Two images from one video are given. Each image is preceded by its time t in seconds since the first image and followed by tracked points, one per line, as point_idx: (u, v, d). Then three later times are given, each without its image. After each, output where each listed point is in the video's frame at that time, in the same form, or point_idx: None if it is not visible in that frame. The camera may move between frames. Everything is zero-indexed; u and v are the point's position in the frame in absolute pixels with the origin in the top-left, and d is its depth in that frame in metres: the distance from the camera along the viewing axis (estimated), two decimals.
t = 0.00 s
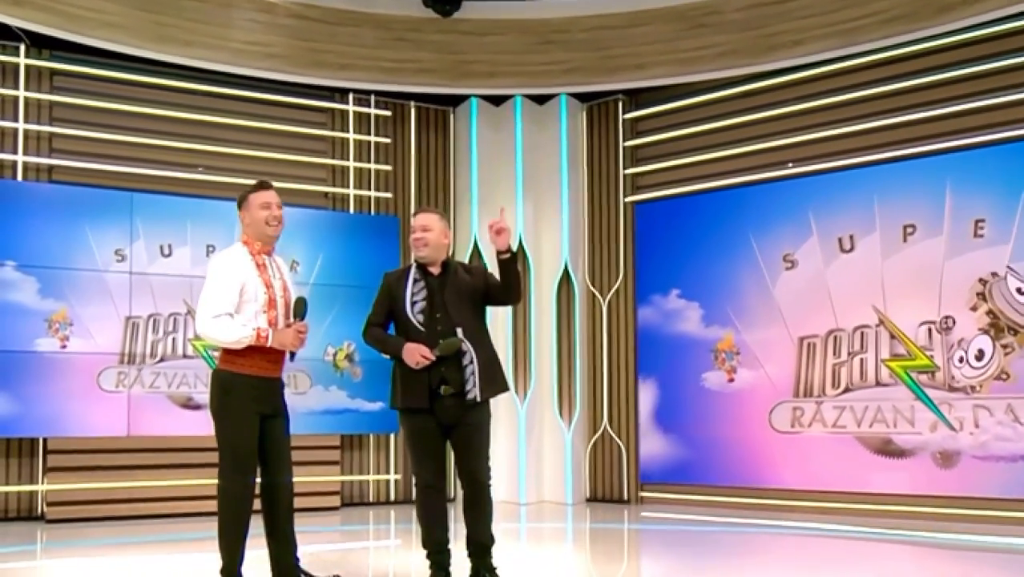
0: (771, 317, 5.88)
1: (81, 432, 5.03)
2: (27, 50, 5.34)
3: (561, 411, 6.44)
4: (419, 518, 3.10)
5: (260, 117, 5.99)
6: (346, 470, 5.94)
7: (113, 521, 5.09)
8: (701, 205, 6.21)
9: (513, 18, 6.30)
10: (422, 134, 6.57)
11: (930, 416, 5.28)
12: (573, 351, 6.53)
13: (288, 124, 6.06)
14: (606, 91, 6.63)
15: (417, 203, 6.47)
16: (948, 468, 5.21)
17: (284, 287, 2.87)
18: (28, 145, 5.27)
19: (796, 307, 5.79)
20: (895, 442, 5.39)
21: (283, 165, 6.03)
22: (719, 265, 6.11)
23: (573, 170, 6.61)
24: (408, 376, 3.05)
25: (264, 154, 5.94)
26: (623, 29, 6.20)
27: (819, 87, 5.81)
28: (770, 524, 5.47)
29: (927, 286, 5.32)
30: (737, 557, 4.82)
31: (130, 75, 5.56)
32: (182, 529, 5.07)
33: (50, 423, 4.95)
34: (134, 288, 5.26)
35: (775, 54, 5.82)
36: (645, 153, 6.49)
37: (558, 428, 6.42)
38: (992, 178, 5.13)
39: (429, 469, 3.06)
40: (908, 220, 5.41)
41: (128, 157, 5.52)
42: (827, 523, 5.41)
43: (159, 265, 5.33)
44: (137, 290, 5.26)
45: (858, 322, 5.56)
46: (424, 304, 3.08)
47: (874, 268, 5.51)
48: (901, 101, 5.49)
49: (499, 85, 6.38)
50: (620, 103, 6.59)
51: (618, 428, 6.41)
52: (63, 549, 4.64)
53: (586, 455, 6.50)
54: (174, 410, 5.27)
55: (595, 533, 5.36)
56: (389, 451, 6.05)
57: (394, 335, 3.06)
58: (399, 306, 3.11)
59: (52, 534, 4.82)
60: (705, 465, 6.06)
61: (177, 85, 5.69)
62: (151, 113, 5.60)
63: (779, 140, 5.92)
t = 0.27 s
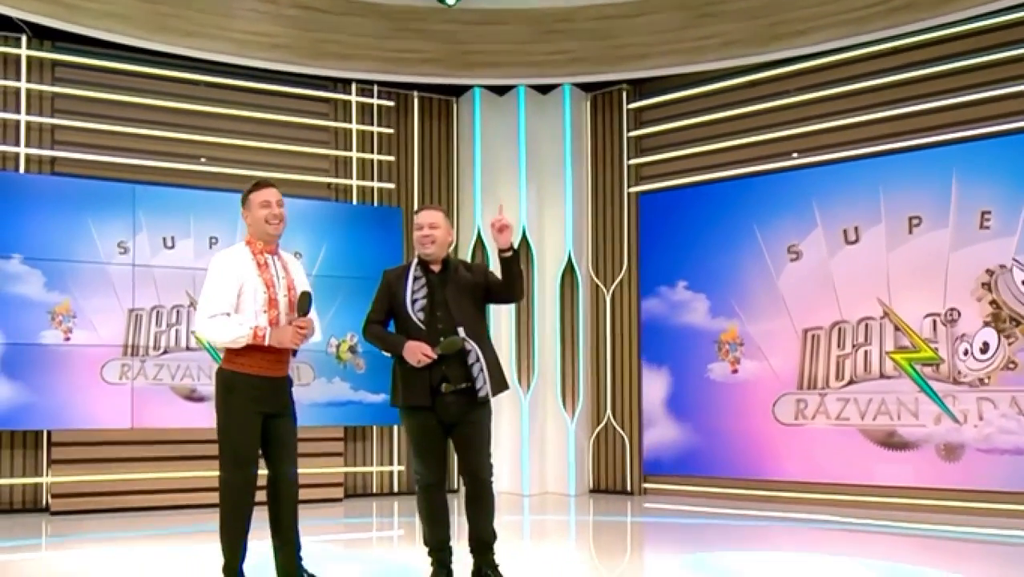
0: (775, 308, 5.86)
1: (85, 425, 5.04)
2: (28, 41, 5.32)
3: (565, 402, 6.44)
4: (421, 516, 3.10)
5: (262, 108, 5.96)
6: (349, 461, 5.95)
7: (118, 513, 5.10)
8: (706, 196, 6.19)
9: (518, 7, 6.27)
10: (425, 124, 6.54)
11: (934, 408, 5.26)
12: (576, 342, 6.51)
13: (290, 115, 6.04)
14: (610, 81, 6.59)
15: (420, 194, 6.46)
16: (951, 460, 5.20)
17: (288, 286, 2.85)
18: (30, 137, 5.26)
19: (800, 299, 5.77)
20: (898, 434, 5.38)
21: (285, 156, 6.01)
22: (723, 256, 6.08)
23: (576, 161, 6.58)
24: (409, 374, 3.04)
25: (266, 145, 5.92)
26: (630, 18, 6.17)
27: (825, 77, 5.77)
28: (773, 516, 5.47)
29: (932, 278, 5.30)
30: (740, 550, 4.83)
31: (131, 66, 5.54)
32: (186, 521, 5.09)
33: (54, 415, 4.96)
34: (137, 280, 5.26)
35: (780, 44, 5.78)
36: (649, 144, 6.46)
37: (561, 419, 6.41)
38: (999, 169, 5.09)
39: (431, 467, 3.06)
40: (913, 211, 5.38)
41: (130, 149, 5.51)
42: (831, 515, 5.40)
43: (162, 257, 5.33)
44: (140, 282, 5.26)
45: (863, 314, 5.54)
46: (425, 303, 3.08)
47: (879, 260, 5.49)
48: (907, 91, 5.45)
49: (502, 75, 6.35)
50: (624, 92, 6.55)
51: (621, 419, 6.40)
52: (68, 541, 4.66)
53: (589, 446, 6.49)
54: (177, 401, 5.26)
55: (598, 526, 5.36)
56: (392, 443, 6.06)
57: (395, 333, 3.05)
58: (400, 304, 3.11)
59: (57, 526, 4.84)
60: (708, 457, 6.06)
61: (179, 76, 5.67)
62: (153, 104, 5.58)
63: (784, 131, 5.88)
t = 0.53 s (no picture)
0: (780, 302, 5.84)
1: (90, 419, 5.05)
2: (32, 34, 5.31)
3: (568, 395, 6.45)
4: (423, 514, 3.10)
5: (266, 100, 5.95)
6: (354, 454, 5.96)
7: (123, 506, 5.12)
8: (711, 188, 6.16)
9: None
10: (430, 116, 6.52)
11: (939, 402, 5.25)
12: (581, 335, 6.51)
13: (294, 108, 6.02)
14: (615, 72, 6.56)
15: (424, 186, 6.44)
16: (956, 455, 5.19)
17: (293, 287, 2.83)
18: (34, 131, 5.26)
19: (805, 292, 5.75)
20: (903, 429, 5.37)
21: (289, 148, 6.00)
22: (728, 248, 6.06)
23: (581, 153, 6.55)
24: (411, 374, 3.04)
25: (270, 138, 5.91)
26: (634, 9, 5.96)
27: (831, 69, 5.73)
28: (777, 510, 5.47)
29: (938, 272, 5.28)
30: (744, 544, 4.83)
31: (135, 59, 5.53)
32: (191, 514, 5.11)
33: (59, 409, 4.97)
34: (141, 274, 5.26)
35: (786, 36, 5.74)
36: (654, 135, 6.43)
37: (565, 412, 6.42)
38: (1006, 163, 5.06)
39: (433, 467, 3.06)
40: (919, 205, 5.35)
41: (134, 142, 5.51)
42: (835, 509, 5.40)
43: (166, 251, 5.32)
44: (144, 276, 5.26)
45: (868, 308, 5.52)
46: (427, 302, 3.08)
47: (885, 254, 5.46)
48: (914, 83, 5.42)
49: (506, 66, 6.32)
50: (629, 84, 6.52)
51: (625, 412, 6.40)
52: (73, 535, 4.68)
53: (593, 439, 6.49)
54: (181, 395, 5.28)
55: (602, 519, 5.37)
56: (396, 436, 6.06)
57: (397, 332, 3.05)
58: (402, 303, 3.10)
59: (62, 520, 4.86)
60: (712, 451, 6.05)
61: (183, 68, 5.65)
62: (156, 97, 5.57)
63: (790, 123, 5.85)
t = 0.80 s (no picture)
0: (786, 294, 5.82)
1: (96, 411, 5.07)
2: (34, 26, 5.29)
3: (574, 387, 6.43)
4: (425, 513, 3.10)
5: (270, 92, 5.93)
6: (358, 447, 5.97)
7: (128, 499, 5.14)
8: (717, 179, 6.13)
9: None
10: (434, 107, 6.50)
11: (945, 396, 5.23)
12: (585, 327, 6.49)
13: (298, 99, 6.00)
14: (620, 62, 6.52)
15: (428, 178, 6.43)
16: (962, 448, 5.17)
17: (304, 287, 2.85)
18: (37, 123, 5.25)
19: (812, 284, 5.72)
20: (908, 422, 5.36)
21: (293, 140, 5.98)
22: (734, 240, 6.04)
23: (586, 144, 6.52)
24: (415, 373, 3.03)
25: (275, 130, 5.89)
26: None
27: (838, 59, 5.69)
28: (782, 503, 5.47)
29: (945, 264, 5.24)
30: (748, 537, 4.83)
31: (138, 51, 5.51)
32: (196, 507, 5.12)
33: (65, 403, 4.99)
34: (146, 267, 5.27)
35: (793, 26, 5.70)
36: (660, 126, 6.39)
37: (570, 405, 6.41)
38: (1015, 155, 5.02)
39: (436, 466, 3.06)
40: (927, 197, 5.31)
41: (137, 134, 5.49)
42: (840, 502, 5.40)
43: (169, 244, 5.33)
44: (148, 269, 5.27)
45: (874, 301, 5.50)
46: (431, 301, 3.06)
47: (891, 246, 5.43)
48: (921, 74, 5.38)
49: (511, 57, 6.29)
50: (634, 74, 6.48)
51: (630, 404, 6.39)
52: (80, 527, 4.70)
53: (598, 430, 6.49)
54: (186, 388, 5.29)
55: (607, 511, 5.37)
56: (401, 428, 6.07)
57: (401, 332, 3.04)
58: (406, 302, 3.09)
59: (69, 512, 4.88)
60: (717, 443, 6.05)
61: (186, 60, 5.64)
62: (160, 89, 5.56)
63: (796, 114, 5.81)
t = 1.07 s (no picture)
0: (793, 288, 5.78)
1: (101, 406, 5.08)
2: (38, 19, 5.26)
3: (579, 380, 6.42)
4: (430, 513, 3.09)
5: (275, 84, 5.90)
6: (363, 440, 5.97)
7: (134, 493, 5.15)
8: (724, 172, 6.09)
9: None
10: (439, 99, 6.47)
11: (953, 391, 5.20)
12: (591, 320, 6.47)
13: (303, 91, 5.97)
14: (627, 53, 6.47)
15: (433, 171, 6.41)
16: (970, 444, 5.14)
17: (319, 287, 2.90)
18: (41, 117, 5.23)
19: (819, 278, 5.69)
20: (916, 417, 5.33)
21: (298, 133, 5.95)
22: (741, 233, 6.00)
23: (592, 136, 6.48)
24: (422, 374, 3.02)
25: (280, 123, 5.87)
26: None
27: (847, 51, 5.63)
28: (788, 498, 5.45)
29: (954, 258, 5.20)
30: (754, 532, 4.82)
31: (142, 43, 5.48)
32: (202, 502, 5.12)
33: (70, 398, 5.00)
34: (150, 261, 5.26)
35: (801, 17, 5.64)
36: (667, 118, 6.34)
37: (576, 398, 6.40)
38: None
39: (441, 466, 3.05)
40: (936, 190, 5.26)
41: (141, 128, 5.47)
42: (846, 497, 5.38)
43: (174, 238, 5.32)
44: (152, 263, 5.26)
45: (882, 295, 5.46)
46: (438, 302, 3.04)
47: (900, 240, 5.39)
48: (931, 66, 5.32)
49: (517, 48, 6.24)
50: (641, 65, 6.43)
51: (636, 398, 6.37)
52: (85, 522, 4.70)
53: (604, 424, 6.48)
54: (191, 382, 5.29)
55: (613, 506, 5.36)
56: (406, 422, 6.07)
57: (407, 333, 3.02)
58: (412, 303, 3.07)
59: (75, 507, 4.89)
60: (723, 437, 6.03)
61: (190, 53, 5.61)
62: (164, 82, 5.53)
63: (804, 106, 5.76)
